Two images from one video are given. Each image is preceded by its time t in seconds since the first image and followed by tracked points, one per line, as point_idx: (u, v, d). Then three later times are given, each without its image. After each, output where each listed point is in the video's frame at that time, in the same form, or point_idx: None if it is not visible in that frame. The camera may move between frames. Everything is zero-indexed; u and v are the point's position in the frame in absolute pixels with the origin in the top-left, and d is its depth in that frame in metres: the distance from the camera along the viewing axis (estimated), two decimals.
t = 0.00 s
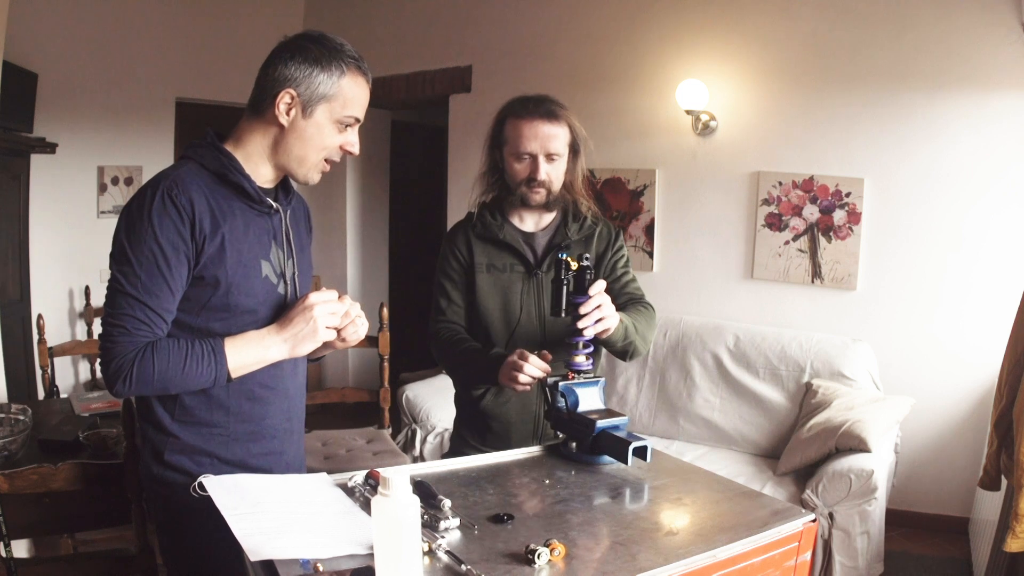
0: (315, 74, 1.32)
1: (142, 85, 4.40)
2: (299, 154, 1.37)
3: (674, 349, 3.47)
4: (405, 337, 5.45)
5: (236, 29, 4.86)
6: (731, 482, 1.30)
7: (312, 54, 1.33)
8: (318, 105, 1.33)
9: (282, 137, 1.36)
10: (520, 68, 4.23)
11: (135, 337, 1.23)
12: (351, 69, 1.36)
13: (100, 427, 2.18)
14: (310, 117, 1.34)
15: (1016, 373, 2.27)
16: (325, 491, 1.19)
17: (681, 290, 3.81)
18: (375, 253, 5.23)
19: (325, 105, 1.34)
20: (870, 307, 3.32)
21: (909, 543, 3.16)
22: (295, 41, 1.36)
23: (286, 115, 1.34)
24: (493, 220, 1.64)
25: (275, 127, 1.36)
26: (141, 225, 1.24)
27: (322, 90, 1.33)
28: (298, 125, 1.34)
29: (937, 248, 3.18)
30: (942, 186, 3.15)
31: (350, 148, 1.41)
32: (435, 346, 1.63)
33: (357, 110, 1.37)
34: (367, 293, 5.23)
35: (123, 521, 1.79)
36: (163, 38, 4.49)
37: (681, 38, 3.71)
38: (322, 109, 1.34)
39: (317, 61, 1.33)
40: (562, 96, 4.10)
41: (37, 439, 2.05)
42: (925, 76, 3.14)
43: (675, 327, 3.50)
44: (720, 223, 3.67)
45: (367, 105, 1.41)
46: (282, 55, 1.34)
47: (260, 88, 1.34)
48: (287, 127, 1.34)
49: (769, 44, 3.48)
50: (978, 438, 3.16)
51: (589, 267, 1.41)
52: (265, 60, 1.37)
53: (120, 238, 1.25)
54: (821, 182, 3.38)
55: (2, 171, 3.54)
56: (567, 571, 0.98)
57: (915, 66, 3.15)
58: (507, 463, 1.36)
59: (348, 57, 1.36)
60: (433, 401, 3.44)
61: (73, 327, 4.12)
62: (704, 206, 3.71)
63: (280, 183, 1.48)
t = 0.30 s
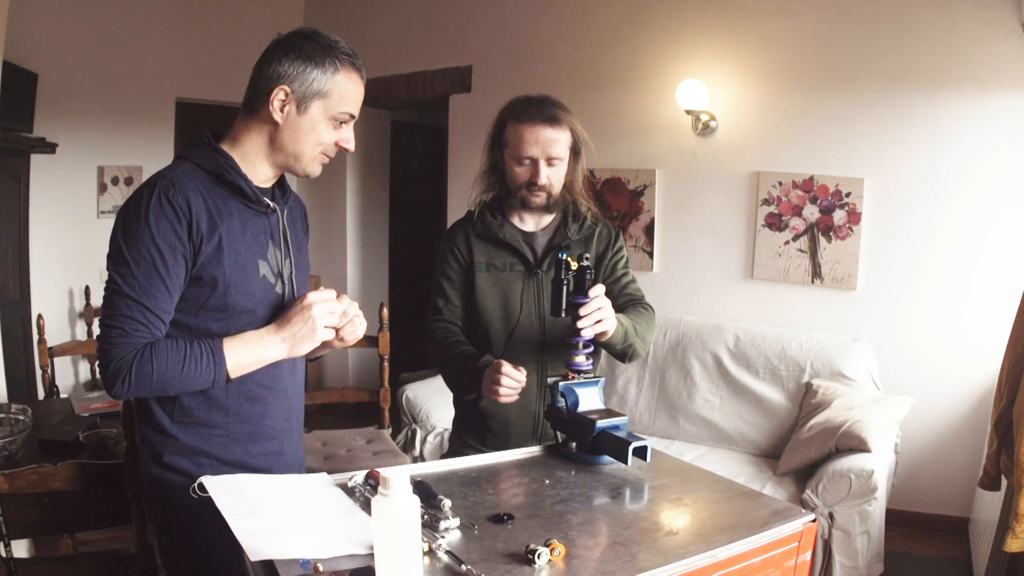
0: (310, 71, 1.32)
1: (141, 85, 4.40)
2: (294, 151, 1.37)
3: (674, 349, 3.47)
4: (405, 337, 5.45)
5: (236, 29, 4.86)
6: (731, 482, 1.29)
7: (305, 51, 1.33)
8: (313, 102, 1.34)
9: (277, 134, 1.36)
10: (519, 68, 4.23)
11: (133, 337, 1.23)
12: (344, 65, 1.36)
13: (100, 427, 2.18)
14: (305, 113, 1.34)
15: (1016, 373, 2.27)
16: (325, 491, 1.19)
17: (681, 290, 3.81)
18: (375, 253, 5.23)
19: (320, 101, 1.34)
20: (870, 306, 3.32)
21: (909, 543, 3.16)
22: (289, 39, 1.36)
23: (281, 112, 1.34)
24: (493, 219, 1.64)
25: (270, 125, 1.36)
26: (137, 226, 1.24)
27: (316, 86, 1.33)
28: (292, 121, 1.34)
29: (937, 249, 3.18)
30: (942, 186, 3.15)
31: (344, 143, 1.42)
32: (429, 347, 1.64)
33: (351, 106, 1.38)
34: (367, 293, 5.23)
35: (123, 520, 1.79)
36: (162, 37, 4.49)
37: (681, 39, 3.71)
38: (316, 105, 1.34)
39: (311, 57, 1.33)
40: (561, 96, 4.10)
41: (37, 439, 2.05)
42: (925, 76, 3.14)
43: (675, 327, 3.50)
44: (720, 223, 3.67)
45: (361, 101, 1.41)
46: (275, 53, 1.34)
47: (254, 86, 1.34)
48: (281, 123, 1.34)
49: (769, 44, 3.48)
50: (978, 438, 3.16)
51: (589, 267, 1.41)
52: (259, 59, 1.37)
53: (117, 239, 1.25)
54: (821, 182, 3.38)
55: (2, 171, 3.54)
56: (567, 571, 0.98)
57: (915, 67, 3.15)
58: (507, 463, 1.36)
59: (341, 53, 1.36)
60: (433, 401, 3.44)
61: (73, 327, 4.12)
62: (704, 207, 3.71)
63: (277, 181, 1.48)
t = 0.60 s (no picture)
0: (301, 67, 1.32)
1: (141, 85, 4.40)
2: (289, 147, 1.37)
3: (674, 349, 3.47)
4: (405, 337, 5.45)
5: (235, 29, 4.86)
6: (731, 482, 1.30)
7: (296, 47, 1.33)
8: (306, 97, 1.34)
9: (271, 131, 1.36)
10: (519, 68, 4.23)
11: (127, 337, 1.23)
12: (335, 59, 1.36)
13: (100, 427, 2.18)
14: (299, 109, 1.34)
15: (1016, 373, 2.27)
16: (325, 491, 1.19)
17: (681, 290, 3.81)
18: (375, 252, 5.22)
19: (313, 96, 1.34)
20: (870, 307, 3.32)
21: (909, 543, 3.16)
22: (278, 35, 1.36)
23: (274, 109, 1.34)
24: (492, 222, 1.65)
25: (264, 123, 1.36)
26: (131, 225, 1.24)
27: (309, 82, 1.33)
28: (286, 117, 1.34)
29: (937, 249, 3.18)
30: (942, 186, 3.15)
31: (341, 137, 1.42)
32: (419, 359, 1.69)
33: (345, 99, 1.38)
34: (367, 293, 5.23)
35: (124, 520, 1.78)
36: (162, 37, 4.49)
37: (681, 38, 3.71)
38: (309, 100, 1.34)
39: (301, 53, 1.33)
40: (562, 96, 4.09)
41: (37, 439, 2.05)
42: (925, 76, 3.14)
43: (675, 327, 3.50)
44: (721, 223, 3.67)
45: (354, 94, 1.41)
46: (265, 49, 1.33)
47: (246, 84, 1.34)
48: (274, 119, 1.34)
49: (769, 44, 3.48)
50: (978, 438, 3.16)
51: (589, 268, 1.42)
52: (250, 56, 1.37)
53: (111, 239, 1.25)
54: (821, 182, 3.38)
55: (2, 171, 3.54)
56: (567, 571, 0.98)
57: (915, 67, 3.15)
58: (507, 463, 1.36)
59: (332, 47, 1.36)
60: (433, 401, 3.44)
61: (73, 327, 4.12)
62: (704, 207, 3.71)
63: (273, 180, 1.49)
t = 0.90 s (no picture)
0: (291, 67, 1.32)
1: (141, 85, 4.40)
2: (278, 147, 1.37)
3: (674, 349, 3.47)
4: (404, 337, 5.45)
5: (236, 28, 4.85)
6: (732, 482, 1.30)
7: (284, 46, 1.33)
8: (296, 97, 1.34)
9: (259, 131, 1.36)
10: (520, 68, 4.23)
11: (106, 341, 1.22)
12: (323, 57, 1.36)
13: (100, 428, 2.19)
14: (289, 109, 1.34)
15: (1016, 373, 2.27)
16: (325, 491, 1.19)
17: (681, 290, 3.81)
18: (375, 252, 5.22)
19: (304, 96, 1.34)
20: (870, 307, 3.32)
21: (909, 543, 3.16)
22: (262, 31, 1.34)
23: (263, 109, 1.33)
24: (494, 225, 1.65)
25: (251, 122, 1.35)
26: (108, 228, 1.24)
27: (299, 81, 1.33)
28: (276, 118, 1.34)
29: (937, 249, 3.18)
30: (942, 186, 3.15)
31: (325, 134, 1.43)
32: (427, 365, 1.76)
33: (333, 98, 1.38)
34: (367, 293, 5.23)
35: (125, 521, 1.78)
36: (162, 38, 4.49)
37: (681, 38, 3.71)
38: (300, 100, 1.34)
39: (291, 52, 1.32)
40: (562, 96, 4.09)
41: (38, 440, 2.06)
42: (925, 76, 3.14)
43: (675, 327, 3.51)
44: (720, 223, 3.67)
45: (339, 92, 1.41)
46: (251, 48, 1.32)
47: (231, 83, 1.33)
48: (264, 120, 1.34)
49: (769, 44, 3.48)
50: (978, 438, 3.16)
51: (589, 268, 1.44)
52: (231, 53, 1.35)
53: (89, 243, 1.25)
54: (821, 182, 3.38)
55: (2, 171, 3.54)
56: (567, 571, 0.98)
57: (915, 67, 3.15)
58: (507, 463, 1.36)
59: (318, 45, 1.36)
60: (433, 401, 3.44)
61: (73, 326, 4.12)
62: (704, 207, 3.71)
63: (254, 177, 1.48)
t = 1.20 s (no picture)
0: (210, 53, 1.24)
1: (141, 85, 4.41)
2: (204, 140, 1.29)
3: (674, 349, 3.47)
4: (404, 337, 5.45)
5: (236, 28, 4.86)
6: (731, 482, 1.30)
7: (201, 31, 1.25)
8: (219, 85, 1.26)
9: (182, 125, 1.28)
10: (520, 68, 4.23)
11: (35, 368, 1.16)
12: (243, 41, 1.29)
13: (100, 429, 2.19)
14: (212, 98, 1.26)
15: (1016, 373, 2.27)
16: (325, 491, 1.19)
17: (681, 290, 3.81)
18: (375, 252, 5.22)
19: (226, 83, 1.27)
20: (871, 307, 3.32)
21: (909, 542, 3.16)
22: (176, 19, 1.27)
23: (185, 101, 1.25)
24: (488, 221, 1.66)
25: (173, 116, 1.27)
26: (25, 250, 1.17)
27: (219, 68, 1.25)
28: (198, 109, 1.26)
29: (937, 249, 3.18)
30: (942, 186, 3.15)
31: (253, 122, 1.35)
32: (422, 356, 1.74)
33: (253, 83, 1.30)
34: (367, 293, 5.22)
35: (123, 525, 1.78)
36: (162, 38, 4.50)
37: (681, 39, 3.71)
38: (221, 88, 1.27)
39: (209, 37, 1.25)
40: (562, 96, 4.09)
41: (38, 440, 2.06)
42: (925, 76, 3.14)
43: (675, 327, 3.51)
44: (720, 222, 3.67)
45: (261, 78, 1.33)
46: (168, 37, 1.25)
47: (150, 76, 1.25)
48: (187, 114, 1.26)
49: (769, 44, 3.48)
50: (978, 438, 3.16)
51: (589, 268, 1.44)
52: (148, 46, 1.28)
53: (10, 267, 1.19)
54: (821, 182, 3.38)
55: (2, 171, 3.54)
56: (567, 571, 0.98)
57: (915, 67, 3.16)
58: (506, 463, 1.36)
59: (238, 29, 1.29)
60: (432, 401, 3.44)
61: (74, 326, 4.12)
62: (704, 207, 3.71)
63: (186, 174, 1.41)
